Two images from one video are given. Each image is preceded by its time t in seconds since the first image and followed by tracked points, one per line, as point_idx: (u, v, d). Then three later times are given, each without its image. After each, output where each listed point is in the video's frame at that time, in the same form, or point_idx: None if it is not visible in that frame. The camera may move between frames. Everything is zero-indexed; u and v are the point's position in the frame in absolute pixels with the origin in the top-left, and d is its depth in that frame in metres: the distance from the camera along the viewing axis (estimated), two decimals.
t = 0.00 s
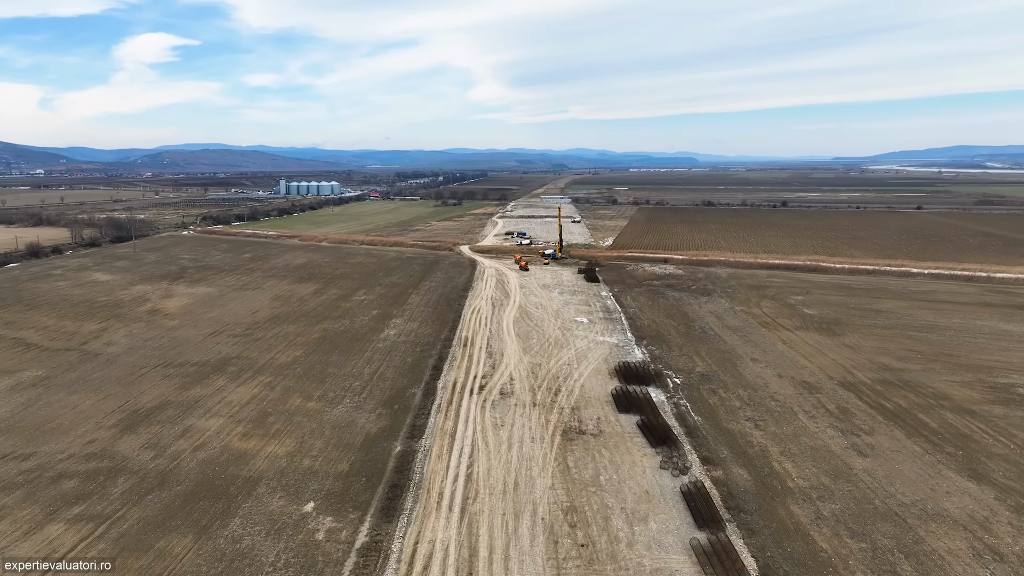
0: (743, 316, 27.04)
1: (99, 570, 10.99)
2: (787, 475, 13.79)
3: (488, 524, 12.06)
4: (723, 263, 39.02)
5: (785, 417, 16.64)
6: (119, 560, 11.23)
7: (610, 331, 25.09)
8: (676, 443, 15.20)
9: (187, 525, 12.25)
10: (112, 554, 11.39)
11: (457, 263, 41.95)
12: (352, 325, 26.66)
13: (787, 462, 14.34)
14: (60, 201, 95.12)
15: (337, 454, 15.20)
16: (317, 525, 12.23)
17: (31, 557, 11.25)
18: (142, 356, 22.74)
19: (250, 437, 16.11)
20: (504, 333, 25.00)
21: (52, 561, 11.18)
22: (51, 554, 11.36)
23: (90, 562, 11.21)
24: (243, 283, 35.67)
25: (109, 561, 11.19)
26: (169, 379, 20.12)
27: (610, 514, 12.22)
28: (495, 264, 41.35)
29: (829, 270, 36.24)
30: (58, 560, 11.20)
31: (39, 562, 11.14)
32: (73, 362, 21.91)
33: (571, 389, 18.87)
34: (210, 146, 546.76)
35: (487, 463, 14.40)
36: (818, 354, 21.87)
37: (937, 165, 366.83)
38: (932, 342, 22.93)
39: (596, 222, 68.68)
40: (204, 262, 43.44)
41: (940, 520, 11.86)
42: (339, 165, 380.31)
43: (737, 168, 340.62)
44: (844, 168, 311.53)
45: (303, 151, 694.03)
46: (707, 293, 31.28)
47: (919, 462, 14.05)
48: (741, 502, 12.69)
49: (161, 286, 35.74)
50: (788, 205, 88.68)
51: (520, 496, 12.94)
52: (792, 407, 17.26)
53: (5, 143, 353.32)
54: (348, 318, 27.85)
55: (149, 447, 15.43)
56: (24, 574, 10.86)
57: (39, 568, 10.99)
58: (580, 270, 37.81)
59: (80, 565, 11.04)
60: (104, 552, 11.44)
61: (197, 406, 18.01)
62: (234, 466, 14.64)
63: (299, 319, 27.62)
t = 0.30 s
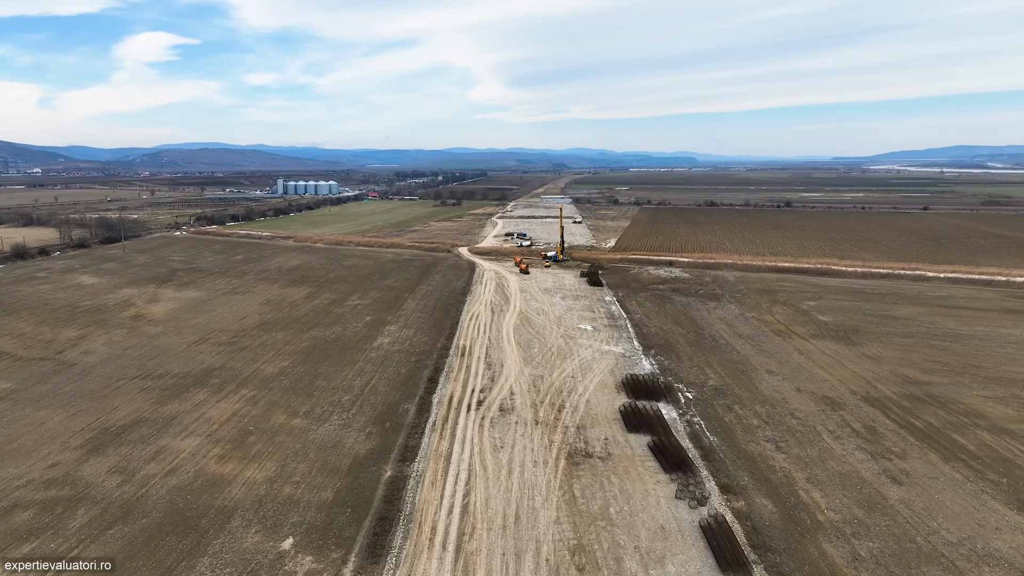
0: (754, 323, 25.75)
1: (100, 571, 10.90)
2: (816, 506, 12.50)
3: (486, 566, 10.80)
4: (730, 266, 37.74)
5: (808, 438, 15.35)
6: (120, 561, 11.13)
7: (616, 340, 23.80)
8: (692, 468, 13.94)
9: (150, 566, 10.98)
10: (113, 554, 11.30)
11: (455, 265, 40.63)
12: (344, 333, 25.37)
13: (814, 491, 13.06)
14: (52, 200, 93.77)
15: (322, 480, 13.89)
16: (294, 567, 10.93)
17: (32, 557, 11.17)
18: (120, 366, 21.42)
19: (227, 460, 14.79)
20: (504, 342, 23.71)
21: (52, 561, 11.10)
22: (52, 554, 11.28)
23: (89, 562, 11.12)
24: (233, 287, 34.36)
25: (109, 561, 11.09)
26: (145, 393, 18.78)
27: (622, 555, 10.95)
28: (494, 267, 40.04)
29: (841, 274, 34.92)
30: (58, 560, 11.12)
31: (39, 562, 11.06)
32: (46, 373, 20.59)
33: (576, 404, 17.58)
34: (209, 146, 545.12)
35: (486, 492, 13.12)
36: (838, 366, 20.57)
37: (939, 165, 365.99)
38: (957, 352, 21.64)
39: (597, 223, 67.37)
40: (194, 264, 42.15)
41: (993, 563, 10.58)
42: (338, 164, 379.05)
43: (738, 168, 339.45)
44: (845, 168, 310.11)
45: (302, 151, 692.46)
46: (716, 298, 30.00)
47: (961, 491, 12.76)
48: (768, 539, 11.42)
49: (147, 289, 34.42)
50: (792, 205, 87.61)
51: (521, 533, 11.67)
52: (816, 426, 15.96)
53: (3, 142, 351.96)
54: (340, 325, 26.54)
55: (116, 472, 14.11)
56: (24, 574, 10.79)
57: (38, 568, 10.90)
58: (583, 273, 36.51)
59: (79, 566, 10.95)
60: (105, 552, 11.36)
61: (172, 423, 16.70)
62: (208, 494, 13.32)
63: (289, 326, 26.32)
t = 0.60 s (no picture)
0: (767, 331, 24.57)
1: (100, 570, 10.86)
2: (850, 541, 11.29)
3: None
4: (738, 269, 36.57)
5: (835, 461, 14.13)
6: (119, 560, 11.11)
7: (622, 349, 22.59)
8: (711, 496, 12.77)
9: None
10: (112, 553, 11.26)
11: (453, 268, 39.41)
12: (337, 341, 24.16)
13: (847, 523, 11.85)
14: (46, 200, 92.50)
15: (305, 509, 12.68)
16: None
17: (30, 557, 11.12)
18: (97, 377, 20.18)
19: (203, 486, 13.56)
20: (504, 350, 22.48)
21: (52, 561, 11.08)
22: (51, 553, 11.25)
23: (90, 562, 11.06)
24: (223, 292, 33.16)
25: (109, 561, 11.04)
26: (121, 408, 17.53)
27: None
28: (494, 269, 38.83)
29: (853, 277, 33.70)
30: (59, 559, 11.10)
31: (40, 562, 11.04)
32: (17, 385, 19.35)
33: (582, 422, 16.35)
34: (208, 145, 543.06)
35: (485, 524, 11.93)
36: (859, 377, 19.37)
37: (940, 165, 365.07)
38: (984, 363, 20.45)
39: (599, 223, 66.13)
40: (185, 266, 40.96)
41: None
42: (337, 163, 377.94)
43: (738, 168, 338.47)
44: (846, 168, 309.17)
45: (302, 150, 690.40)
46: (725, 304, 28.82)
47: (1010, 525, 11.55)
48: None
49: (134, 293, 33.19)
50: (797, 206, 86.55)
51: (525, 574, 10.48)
52: (842, 448, 14.73)
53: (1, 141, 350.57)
54: (333, 332, 25.33)
55: (80, 500, 12.89)
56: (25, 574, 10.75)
57: (39, 568, 10.87)
58: (586, 276, 35.29)
59: (80, 566, 10.90)
60: (104, 552, 11.31)
61: (147, 443, 15.47)
62: (179, 525, 12.12)
63: (279, 333, 25.11)
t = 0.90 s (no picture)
0: (782, 340, 23.27)
1: (101, 570, 10.80)
2: None
3: None
4: (746, 272, 35.26)
5: (869, 490, 12.86)
6: (120, 560, 11.04)
7: (630, 359, 21.30)
8: (734, 532, 11.54)
9: None
10: (114, 554, 11.20)
11: (452, 271, 38.08)
12: (328, 350, 22.88)
13: (888, 565, 10.60)
14: (39, 200, 91.11)
15: (284, 545, 11.42)
16: None
17: (32, 557, 11.05)
18: (70, 390, 18.87)
19: (173, 519, 12.28)
20: (505, 361, 21.21)
21: (53, 561, 10.98)
22: (53, 554, 11.15)
23: (90, 562, 11.00)
24: (212, 296, 31.87)
25: (110, 561, 10.99)
26: (91, 426, 16.22)
27: None
28: (494, 272, 37.50)
29: (867, 281, 32.44)
30: (58, 559, 11.01)
31: (40, 562, 10.94)
32: None
33: (589, 443, 15.06)
34: (207, 144, 541.36)
35: (484, 566, 10.69)
36: (885, 392, 18.10)
37: (942, 164, 363.83)
38: (1016, 375, 19.19)
39: (601, 224, 64.76)
40: (175, 269, 39.69)
41: None
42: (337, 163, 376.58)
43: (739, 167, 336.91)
44: (847, 168, 307.71)
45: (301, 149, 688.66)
46: (735, 310, 27.56)
47: None
48: None
49: (120, 297, 31.89)
50: (801, 206, 85.27)
51: None
52: (874, 474, 13.47)
53: None
54: (324, 340, 24.03)
55: (34, 535, 11.63)
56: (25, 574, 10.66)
57: (39, 568, 10.78)
58: (589, 280, 34.02)
59: (80, 566, 10.83)
60: (106, 552, 11.25)
61: (115, 467, 14.19)
62: (143, 565, 10.89)
63: (268, 341, 23.82)
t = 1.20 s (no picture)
0: (797, 349, 22.05)
1: (99, 570, 10.73)
2: None
3: None
4: (755, 276, 34.06)
5: (908, 524, 11.63)
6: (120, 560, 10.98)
7: (638, 371, 20.03)
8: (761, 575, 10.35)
9: None
10: (113, 553, 11.13)
11: (450, 274, 36.84)
12: (317, 360, 21.64)
13: None
14: (32, 199, 89.76)
15: None
16: None
17: (31, 557, 10.98)
18: (39, 405, 17.61)
19: (136, 557, 11.06)
20: (505, 372, 19.97)
21: (53, 561, 10.95)
22: (54, 554, 11.12)
23: (90, 562, 10.95)
24: (200, 301, 30.64)
25: (110, 561, 10.92)
26: (56, 447, 14.95)
27: None
28: (493, 276, 36.25)
29: (881, 285, 31.24)
30: (59, 559, 10.99)
31: (40, 562, 10.90)
32: None
33: (596, 468, 13.82)
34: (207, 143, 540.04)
35: None
36: (912, 407, 16.89)
37: (943, 164, 362.88)
38: None
39: (603, 225, 63.14)
40: (165, 271, 38.48)
41: None
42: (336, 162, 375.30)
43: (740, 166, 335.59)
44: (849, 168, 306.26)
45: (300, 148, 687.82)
46: (746, 317, 26.37)
47: None
48: None
49: (104, 301, 30.65)
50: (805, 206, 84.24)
51: None
52: (911, 505, 12.24)
53: None
54: (315, 349, 22.79)
55: None
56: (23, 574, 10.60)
57: (38, 568, 10.72)
58: (593, 284, 32.80)
59: (80, 566, 10.78)
60: (106, 552, 11.19)
61: (78, 494, 12.94)
62: None
63: (255, 350, 22.56)
